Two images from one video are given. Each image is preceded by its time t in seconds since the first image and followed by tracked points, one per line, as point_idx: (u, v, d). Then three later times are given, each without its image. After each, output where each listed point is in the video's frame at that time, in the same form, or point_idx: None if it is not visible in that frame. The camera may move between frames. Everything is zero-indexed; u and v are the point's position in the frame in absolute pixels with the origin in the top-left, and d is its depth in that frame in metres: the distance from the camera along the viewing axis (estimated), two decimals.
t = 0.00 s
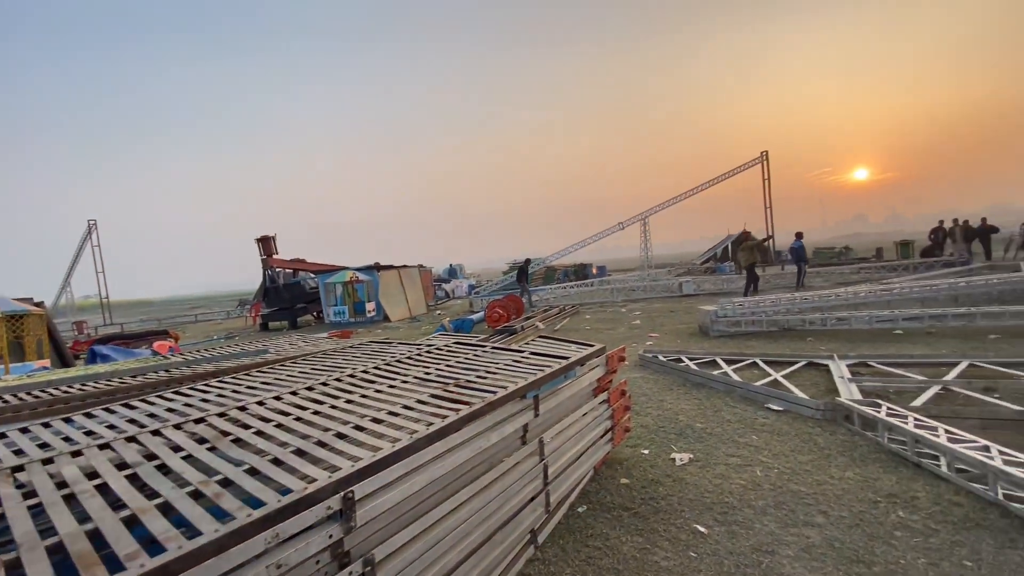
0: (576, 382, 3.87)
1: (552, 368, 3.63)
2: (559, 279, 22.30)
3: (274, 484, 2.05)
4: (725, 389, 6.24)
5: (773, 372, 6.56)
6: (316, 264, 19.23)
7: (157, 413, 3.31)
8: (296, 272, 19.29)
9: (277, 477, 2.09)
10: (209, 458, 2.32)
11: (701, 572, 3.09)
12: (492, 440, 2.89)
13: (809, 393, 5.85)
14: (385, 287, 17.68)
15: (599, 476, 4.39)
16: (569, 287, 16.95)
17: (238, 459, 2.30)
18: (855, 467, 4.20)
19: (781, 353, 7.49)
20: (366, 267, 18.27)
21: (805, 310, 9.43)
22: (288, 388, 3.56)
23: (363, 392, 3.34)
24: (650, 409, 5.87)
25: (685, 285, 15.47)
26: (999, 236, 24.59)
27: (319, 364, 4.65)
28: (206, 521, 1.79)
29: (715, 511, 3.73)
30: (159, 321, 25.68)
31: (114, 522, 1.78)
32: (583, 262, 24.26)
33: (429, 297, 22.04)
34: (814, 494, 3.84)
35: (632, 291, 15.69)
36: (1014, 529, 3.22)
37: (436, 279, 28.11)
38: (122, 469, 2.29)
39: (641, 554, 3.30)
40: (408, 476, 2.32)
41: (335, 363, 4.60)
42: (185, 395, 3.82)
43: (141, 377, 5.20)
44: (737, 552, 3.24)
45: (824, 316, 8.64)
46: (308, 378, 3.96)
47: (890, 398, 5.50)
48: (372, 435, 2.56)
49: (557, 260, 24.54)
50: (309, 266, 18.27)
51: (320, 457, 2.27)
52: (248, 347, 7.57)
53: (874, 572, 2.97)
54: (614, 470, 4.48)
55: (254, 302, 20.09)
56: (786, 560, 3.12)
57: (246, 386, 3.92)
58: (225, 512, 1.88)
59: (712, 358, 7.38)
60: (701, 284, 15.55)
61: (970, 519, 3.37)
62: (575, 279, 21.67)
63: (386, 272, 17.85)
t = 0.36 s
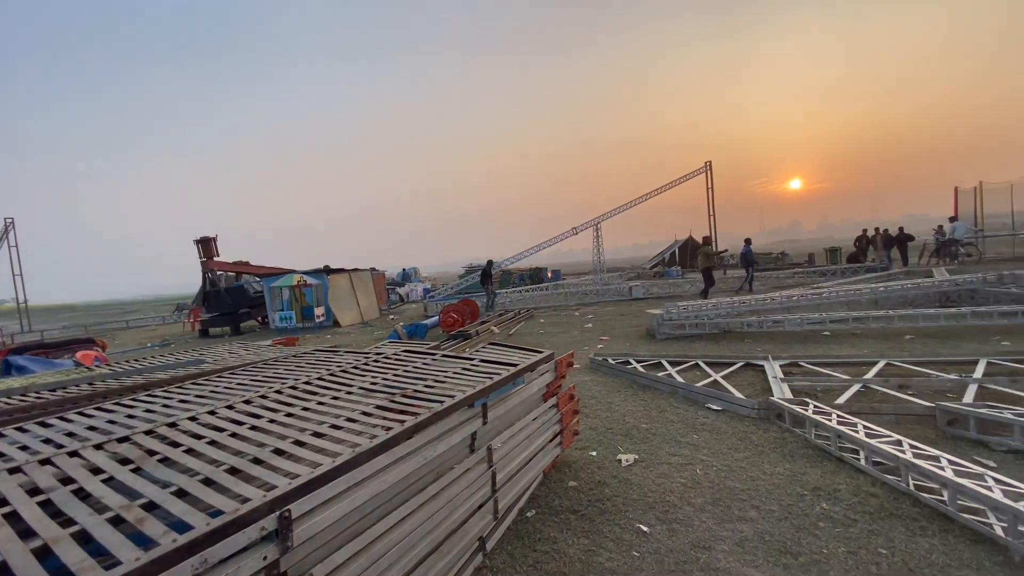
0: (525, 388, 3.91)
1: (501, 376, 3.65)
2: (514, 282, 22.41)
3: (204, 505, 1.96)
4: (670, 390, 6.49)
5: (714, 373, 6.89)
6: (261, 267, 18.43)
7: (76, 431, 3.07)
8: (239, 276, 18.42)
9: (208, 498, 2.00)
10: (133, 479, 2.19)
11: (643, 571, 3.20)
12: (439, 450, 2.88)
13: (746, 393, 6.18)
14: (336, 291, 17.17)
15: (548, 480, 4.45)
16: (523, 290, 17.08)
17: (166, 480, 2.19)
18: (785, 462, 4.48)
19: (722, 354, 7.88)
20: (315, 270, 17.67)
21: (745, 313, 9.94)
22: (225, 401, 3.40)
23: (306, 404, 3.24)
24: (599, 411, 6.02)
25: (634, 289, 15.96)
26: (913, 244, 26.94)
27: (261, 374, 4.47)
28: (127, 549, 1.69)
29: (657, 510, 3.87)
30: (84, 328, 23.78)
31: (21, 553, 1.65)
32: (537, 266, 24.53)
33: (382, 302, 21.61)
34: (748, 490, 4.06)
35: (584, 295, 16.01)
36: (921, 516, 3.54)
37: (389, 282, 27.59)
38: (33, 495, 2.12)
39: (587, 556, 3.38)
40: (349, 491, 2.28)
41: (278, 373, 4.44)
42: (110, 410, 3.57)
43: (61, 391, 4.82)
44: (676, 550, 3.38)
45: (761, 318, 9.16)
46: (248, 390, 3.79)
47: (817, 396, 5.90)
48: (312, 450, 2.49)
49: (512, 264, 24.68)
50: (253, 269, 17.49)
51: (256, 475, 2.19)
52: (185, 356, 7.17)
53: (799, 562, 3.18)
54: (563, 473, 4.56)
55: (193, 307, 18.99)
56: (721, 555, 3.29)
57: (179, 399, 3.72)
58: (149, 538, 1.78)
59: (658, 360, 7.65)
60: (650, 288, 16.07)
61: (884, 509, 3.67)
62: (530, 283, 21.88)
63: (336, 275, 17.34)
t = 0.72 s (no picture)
0: (503, 392, 3.94)
1: (479, 381, 3.68)
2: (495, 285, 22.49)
3: (175, 516, 1.94)
4: (647, 391, 6.59)
5: (691, 374, 7.02)
6: (237, 270, 18.09)
7: (42, 442, 2.99)
8: (215, 279, 18.05)
9: (179, 508, 1.98)
10: (102, 491, 2.15)
11: (619, 571, 3.26)
12: (416, 456, 2.89)
13: (721, 393, 6.32)
14: (315, 294, 16.95)
15: (527, 483, 4.48)
16: (504, 293, 17.12)
17: (136, 491, 2.16)
18: (758, 461, 4.59)
19: (699, 355, 8.02)
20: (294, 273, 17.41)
21: (721, 315, 10.14)
22: (198, 409, 3.35)
23: (281, 412, 3.22)
24: (578, 413, 6.08)
25: (614, 291, 16.14)
26: (883, 246, 27.85)
27: (236, 381, 4.40)
28: (95, 562, 1.67)
29: (633, 510, 3.94)
30: (52, 333, 22.99)
31: None
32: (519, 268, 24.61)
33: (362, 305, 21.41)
34: (722, 489, 4.16)
35: (566, 296, 16.12)
36: (886, 512, 3.68)
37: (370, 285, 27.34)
38: None
39: (563, 558, 3.42)
40: (323, 499, 2.28)
41: (253, 380, 4.38)
42: (79, 419, 3.50)
43: (26, 401, 4.66)
44: (651, 549, 3.45)
45: (737, 319, 9.36)
46: (222, 397, 3.74)
47: (789, 396, 6.06)
48: (287, 458, 2.48)
49: (494, 266, 24.69)
50: (229, 273, 17.17)
51: (228, 485, 2.18)
52: (158, 363, 6.99)
53: (769, 558, 3.27)
54: (542, 476, 4.59)
55: (167, 311, 18.52)
56: (695, 553, 3.37)
57: (152, 408, 3.64)
58: (118, 550, 1.76)
59: (636, 362, 7.76)
60: (630, 290, 16.26)
61: (850, 505, 3.80)
62: (512, 286, 21.92)
63: (315, 278, 17.12)
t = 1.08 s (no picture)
0: (524, 394, 3.96)
1: (500, 382, 3.71)
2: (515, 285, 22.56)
3: (209, 512, 2.03)
4: (670, 393, 6.53)
5: (714, 375, 6.92)
6: (264, 273, 18.55)
7: (85, 440, 3.14)
8: (243, 282, 18.55)
9: (213, 505, 2.06)
10: (141, 488, 2.25)
11: (642, 573, 3.24)
12: (439, 457, 2.94)
13: (746, 395, 6.21)
14: (339, 296, 17.26)
15: (549, 485, 4.49)
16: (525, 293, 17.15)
17: (173, 488, 2.25)
18: (785, 465, 4.51)
19: (722, 356, 7.90)
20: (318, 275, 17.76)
21: (746, 315, 9.95)
22: (229, 410, 3.46)
23: (309, 412, 3.30)
24: (600, 414, 6.05)
25: (636, 290, 15.99)
26: (916, 243, 26.90)
27: (264, 381, 4.53)
28: (136, 555, 1.75)
29: (656, 513, 3.91)
30: (90, 335, 23.96)
31: (34, 561, 1.72)
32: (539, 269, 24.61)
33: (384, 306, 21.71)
34: (747, 492, 4.10)
35: (586, 296, 16.04)
36: (919, 518, 3.57)
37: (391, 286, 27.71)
38: (43, 503, 2.18)
39: (586, 560, 3.43)
40: (350, 498, 2.35)
41: (281, 381, 4.49)
42: (120, 418, 3.66)
43: (68, 401, 4.87)
44: (674, 553, 3.43)
45: (762, 320, 9.18)
46: (252, 398, 3.84)
47: (817, 398, 5.92)
48: (314, 457, 2.55)
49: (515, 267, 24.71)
50: (257, 275, 17.63)
51: (259, 483, 2.25)
52: (189, 364, 7.21)
53: (796, 564, 3.21)
54: (563, 477, 4.60)
55: (198, 313, 19.10)
56: (719, 558, 3.33)
57: (185, 408, 3.78)
58: (156, 544, 1.85)
59: (659, 363, 7.68)
60: (652, 289, 16.09)
61: (881, 511, 3.70)
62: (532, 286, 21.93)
63: (339, 280, 17.44)
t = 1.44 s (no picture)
0: (575, 390, 3.94)
1: (551, 377, 3.71)
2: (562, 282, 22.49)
3: (282, 493, 2.16)
4: (727, 393, 6.30)
5: (775, 375, 6.62)
6: (321, 272, 19.40)
7: (170, 426, 3.41)
8: (302, 281, 19.48)
9: (286, 486, 2.20)
10: (221, 470, 2.43)
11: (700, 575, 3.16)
12: (492, 449, 2.98)
13: (810, 396, 5.90)
14: (391, 294, 17.81)
15: (600, 483, 4.45)
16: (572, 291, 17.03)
17: (249, 471, 2.41)
18: (853, 470, 4.25)
19: (783, 356, 7.55)
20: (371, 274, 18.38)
21: (809, 313, 9.45)
22: (295, 400, 3.65)
23: (368, 403, 3.44)
24: (652, 414, 5.93)
25: (688, 288, 15.54)
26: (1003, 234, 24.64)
27: (325, 374, 4.75)
28: (220, 530, 1.89)
29: (713, 515, 3.80)
30: (166, 331, 25.88)
31: (133, 532, 1.89)
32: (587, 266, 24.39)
33: (434, 304, 22.20)
34: (811, 497, 3.90)
35: (636, 294, 15.74)
36: (1008, 529, 3.27)
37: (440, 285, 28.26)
38: (137, 481, 2.39)
39: (640, 558, 3.38)
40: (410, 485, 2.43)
41: (340, 374, 4.70)
42: (197, 407, 3.95)
43: (151, 390, 5.29)
44: (733, 556, 3.32)
45: (827, 318, 8.70)
46: (314, 389, 4.05)
47: (889, 400, 5.54)
48: (375, 446, 2.66)
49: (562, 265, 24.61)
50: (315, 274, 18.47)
51: (326, 468, 2.38)
52: (255, 358, 7.65)
53: (868, 573, 3.03)
54: (615, 476, 4.55)
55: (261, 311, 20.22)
56: (782, 563, 3.19)
57: (255, 398, 4.02)
58: (237, 521, 1.99)
59: (714, 363, 7.43)
60: (706, 287, 15.58)
61: (961, 520, 3.42)
62: (579, 284, 21.76)
63: (391, 279, 18.00)
